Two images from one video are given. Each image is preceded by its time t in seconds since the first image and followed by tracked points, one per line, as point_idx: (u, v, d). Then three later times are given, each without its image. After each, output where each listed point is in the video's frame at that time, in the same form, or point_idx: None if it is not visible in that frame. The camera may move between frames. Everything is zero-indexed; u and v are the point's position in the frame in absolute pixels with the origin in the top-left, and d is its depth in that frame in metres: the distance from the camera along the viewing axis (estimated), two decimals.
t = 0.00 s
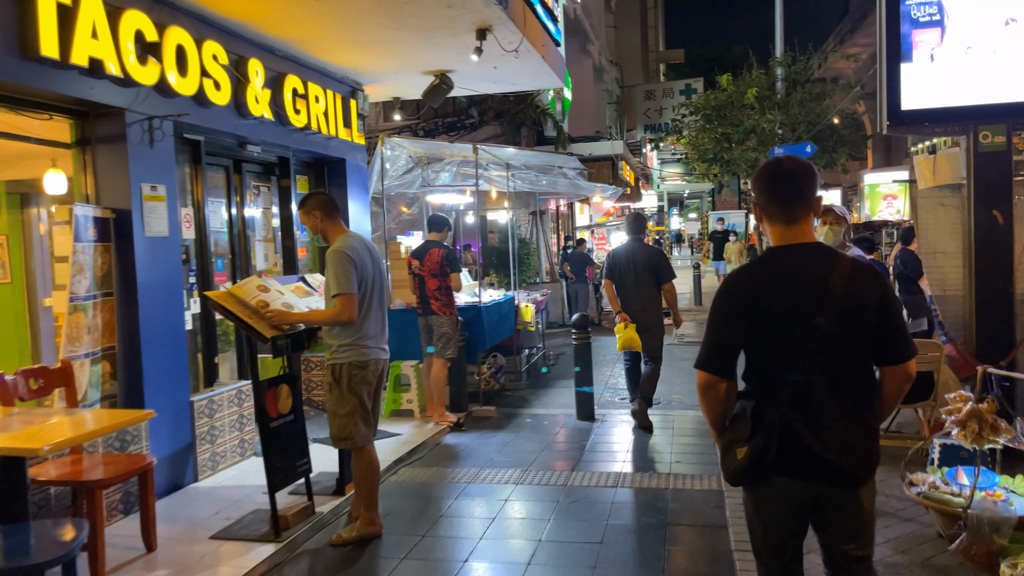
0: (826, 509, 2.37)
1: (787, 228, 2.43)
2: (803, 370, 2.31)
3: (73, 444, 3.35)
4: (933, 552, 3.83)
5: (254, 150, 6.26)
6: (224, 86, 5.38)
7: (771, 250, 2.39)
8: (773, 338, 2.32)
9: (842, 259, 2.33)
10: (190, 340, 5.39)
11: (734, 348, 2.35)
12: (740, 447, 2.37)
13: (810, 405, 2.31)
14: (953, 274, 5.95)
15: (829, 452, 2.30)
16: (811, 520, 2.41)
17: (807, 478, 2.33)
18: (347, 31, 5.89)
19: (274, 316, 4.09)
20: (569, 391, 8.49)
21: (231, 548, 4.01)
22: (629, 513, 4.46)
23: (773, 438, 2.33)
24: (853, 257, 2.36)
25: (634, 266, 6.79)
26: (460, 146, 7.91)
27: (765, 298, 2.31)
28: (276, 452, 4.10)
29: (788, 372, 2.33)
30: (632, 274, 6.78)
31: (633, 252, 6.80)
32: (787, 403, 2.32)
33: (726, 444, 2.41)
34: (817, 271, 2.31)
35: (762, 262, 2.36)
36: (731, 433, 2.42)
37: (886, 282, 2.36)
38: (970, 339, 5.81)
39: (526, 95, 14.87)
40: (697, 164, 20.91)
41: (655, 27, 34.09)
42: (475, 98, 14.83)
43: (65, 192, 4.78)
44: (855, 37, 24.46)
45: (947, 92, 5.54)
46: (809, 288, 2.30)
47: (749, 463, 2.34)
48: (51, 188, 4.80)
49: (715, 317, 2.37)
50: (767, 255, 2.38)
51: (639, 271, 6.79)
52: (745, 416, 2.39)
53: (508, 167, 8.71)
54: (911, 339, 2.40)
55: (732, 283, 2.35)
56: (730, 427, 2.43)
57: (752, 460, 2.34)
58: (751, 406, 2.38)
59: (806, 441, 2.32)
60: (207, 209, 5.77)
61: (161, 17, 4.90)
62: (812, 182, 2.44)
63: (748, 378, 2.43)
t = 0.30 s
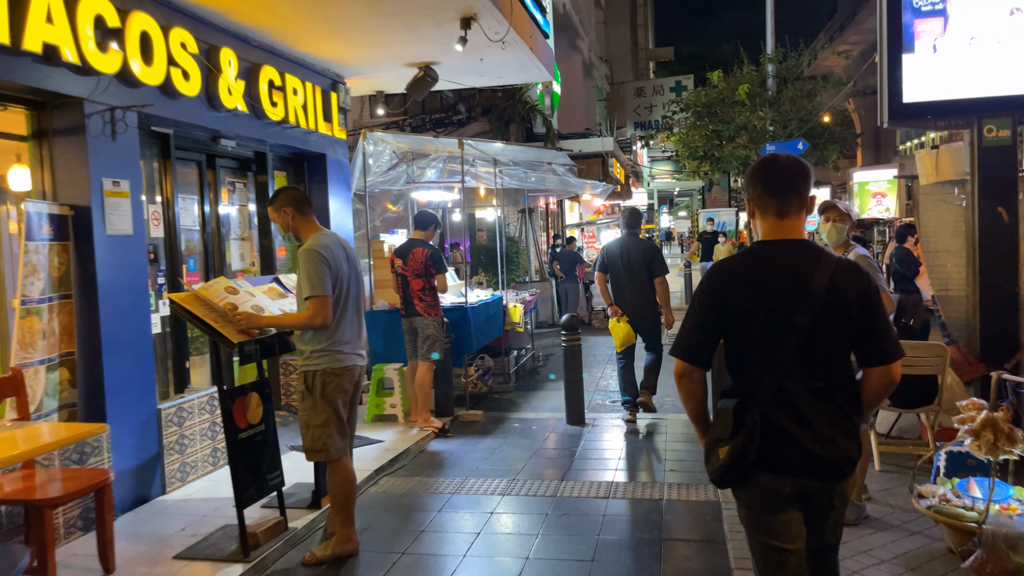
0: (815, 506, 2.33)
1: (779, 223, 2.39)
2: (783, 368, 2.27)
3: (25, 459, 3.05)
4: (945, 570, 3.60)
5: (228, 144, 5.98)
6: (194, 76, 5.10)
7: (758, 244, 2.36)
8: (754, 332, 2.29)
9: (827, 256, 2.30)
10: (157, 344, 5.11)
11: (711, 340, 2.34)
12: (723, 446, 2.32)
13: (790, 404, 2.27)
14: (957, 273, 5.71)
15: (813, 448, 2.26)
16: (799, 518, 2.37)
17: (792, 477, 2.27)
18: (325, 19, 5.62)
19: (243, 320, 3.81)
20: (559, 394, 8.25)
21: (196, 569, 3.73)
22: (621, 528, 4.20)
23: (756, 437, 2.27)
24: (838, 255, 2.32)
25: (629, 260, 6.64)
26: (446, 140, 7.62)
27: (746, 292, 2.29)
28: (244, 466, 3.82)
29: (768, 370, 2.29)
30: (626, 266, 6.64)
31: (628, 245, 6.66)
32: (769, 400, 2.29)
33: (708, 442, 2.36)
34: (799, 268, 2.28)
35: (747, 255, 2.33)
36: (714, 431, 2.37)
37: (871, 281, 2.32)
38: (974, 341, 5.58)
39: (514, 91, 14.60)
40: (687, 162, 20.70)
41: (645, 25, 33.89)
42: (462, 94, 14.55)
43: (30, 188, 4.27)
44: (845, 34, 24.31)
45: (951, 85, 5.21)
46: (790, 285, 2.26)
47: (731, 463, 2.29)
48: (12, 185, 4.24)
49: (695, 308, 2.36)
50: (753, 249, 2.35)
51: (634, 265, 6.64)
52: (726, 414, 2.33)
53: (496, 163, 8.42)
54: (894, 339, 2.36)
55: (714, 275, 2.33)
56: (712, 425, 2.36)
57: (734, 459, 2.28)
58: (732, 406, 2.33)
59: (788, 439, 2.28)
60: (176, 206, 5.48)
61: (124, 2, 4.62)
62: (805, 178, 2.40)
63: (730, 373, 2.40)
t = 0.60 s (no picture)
0: (802, 505, 2.42)
1: (780, 227, 2.47)
2: (780, 371, 2.34)
3: None
4: None
5: (206, 137, 5.71)
6: (167, 63, 4.82)
7: (759, 246, 2.43)
8: (752, 332, 2.37)
9: (825, 263, 2.37)
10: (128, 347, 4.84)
11: (711, 340, 2.40)
12: (719, 446, 2.37)
13: (786, 406, 2.35)
14: (966, 272, 5.48)
15: (806, 451, 2.34)
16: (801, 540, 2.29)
17: (784, 478, 2.36)
18: (307, 5, 5.35)
19: (215, 321, 3.54)
20: (552, 395, 8.02)
21: None
22: (620, 543, 3.96)
23: (753, 438, 2.34)
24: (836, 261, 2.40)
25: (632, 260, 6.50)
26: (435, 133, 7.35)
27: (746, 292, 2.36)
28: (217, 480, 3.56)
29: (766, 372, 2.36)
30: (629, 265, 6.48)
31: (633, 245, 6.52)
32: (765, 401, 2.35)
33: (704, 442, 2.41)
34: (799, 274, 2.35)
35: (747, 256, 2.40)
36: (710, 430, 2.41)
37: (866, 287, 2.40)
38: (984, 342, 5.36)
39: (505, 85, 14.30)
40: (681, 158, 20.48)
41: (637, 21, 33.69)
42: (452, 88, 14.29)
43: None
44: (839, 30, 24.15)
45: (962, 75, 5.09)
46: (789, 290, 2.34)
47: (727, 463, 2.35)
48: None
49: (696, 305, 2.43)
50: (755, 250, 2.41)
51: (637, 266, 6.48)
52: (724, 414, 2.38)
53: (487, 157, 8.16)
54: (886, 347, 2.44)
55: (716, 273, 2.39)
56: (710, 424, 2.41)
57: (731, 460, 2.33)
58: (731, 406, 2.39)
59: (782, 441, 2.36)
60: (149, 201, 5.20)
61: None
62: (808, 183, 2.47)
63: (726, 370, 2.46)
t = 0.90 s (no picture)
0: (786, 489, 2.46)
1: (762, 215, 2.59)
2: (777, 355, 2.42)
3: None
4: None
5: (185, 131, 5.45)
6: (141, 53, 4.58)
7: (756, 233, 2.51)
8: (756, 318, 2.43)
9: (818, 252, 2.47)
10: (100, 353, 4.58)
11: (716, 329, 2.41)
12: (713, 430, 2.41)
13: (783, 391, 2.42)
14: (979, 273, 5.25)
15: (796, 434, 2.41)
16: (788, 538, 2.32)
17: (775, 463, 2.42)
18: None
19: (188, 322, 3.28)
20: (548, 399, 7.79)
21: None
22: (619, 561, 3.73)
23: (749, 422, 2.42)
24: (829, 247, 2.51)
25: (645, 262, 6.64)
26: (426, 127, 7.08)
27: (749, 279, 2.41)
28: (187, 496, 3.32)
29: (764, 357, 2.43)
30: (642, 268, 6.62)
31: (643, 248, 6.64)
32: (764, 386, 2.42)
33: (698, 427, 2.44)
34: (795, 262, 2.44)
35: (746, 244, 2.47)
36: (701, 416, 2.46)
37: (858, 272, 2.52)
38: (998, 345, 5.14)
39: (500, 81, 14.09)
40: (678, 157, 20.24)
41: (633, 19, 33.42)
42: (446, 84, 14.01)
43: None
44: (836, 27, 23.90)
45: (975, 67, 4.88)
46: (785, 277, 2.43)
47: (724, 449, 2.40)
48: None
49: (700, 294, 2.44)
50: (754, 237, 2.48)
51: (649, 267, 6.64)
52: (722, 397, 2.44)
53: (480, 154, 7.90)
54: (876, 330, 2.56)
55: (720, 260, 2.43)
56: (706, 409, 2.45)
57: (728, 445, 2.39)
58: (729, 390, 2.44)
59: (778, 424, 2.42)
60: (124, 199, 4.94)
61: None
62: (785, 174, 2.62)
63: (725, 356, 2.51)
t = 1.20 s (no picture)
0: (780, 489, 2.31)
1: (730, 222, 2.44)
2: (761, 359, 2.27)
3: None
4: None
5: (162, 120, 5.19)
6: (111, 35, 4.33)
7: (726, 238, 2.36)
8: (737, 324, 2.26)
9: (791, 252, 2.36)
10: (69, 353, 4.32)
11: (699, 337, 2.23)
12: (702, 438, 2.27)
13: (768, 396, 2.27)
14: (995, 269, 5.01)
15: (783, 435, 2.28)
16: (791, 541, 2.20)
17: (761, 466, 2.29)
18: None
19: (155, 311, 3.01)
20: (544, 400, 7.54)
21: None
22: None
23: (734, 426, 2.28)
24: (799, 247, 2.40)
25: (650, 258, 6.38)
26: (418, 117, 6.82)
27: (726, 283, 2.26)
28: (153, 511, 3.07)
29: (749, 362, 2.27)
30: (649, 265, 6.36)
31: (650, 242, 6.39)
32: (749, 390, 2.27)
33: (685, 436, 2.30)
34: (771, 263, 2.30)
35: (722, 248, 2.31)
36: (688, 423, 2.31)
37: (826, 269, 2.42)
38: (1016, 345, 4.89)
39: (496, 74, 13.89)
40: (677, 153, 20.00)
41: (630, 15, 33.20)
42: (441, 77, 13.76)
43: None
44: (836, 22, 23.65)
45: (993, 52, 4.64)
46: (764, 278, 2.29)
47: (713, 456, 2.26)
48: None
49: (678, 304, 2.27)
50: (722, 243, 2.34)
51: (655, 264, 6.38)
52: (706, 404, 2.28)
53: (474, 146, 7.64)
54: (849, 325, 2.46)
55: (694, 267, 2.26)
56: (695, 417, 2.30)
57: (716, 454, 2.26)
58: (714, 398, 2.28)
59: (763, 430, 2.28)
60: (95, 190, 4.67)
61: None
62: (751, 175, 2.49)
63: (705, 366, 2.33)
